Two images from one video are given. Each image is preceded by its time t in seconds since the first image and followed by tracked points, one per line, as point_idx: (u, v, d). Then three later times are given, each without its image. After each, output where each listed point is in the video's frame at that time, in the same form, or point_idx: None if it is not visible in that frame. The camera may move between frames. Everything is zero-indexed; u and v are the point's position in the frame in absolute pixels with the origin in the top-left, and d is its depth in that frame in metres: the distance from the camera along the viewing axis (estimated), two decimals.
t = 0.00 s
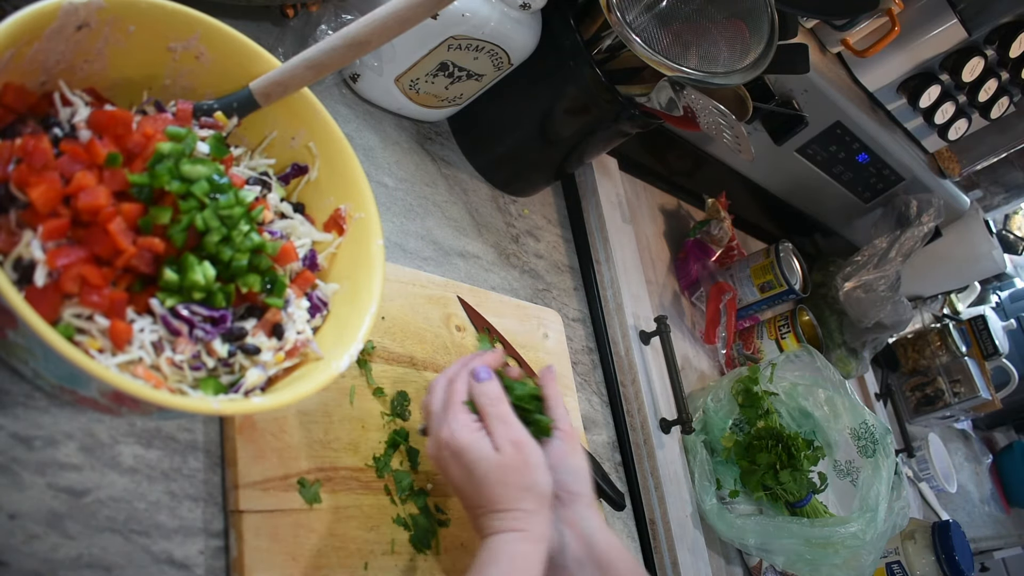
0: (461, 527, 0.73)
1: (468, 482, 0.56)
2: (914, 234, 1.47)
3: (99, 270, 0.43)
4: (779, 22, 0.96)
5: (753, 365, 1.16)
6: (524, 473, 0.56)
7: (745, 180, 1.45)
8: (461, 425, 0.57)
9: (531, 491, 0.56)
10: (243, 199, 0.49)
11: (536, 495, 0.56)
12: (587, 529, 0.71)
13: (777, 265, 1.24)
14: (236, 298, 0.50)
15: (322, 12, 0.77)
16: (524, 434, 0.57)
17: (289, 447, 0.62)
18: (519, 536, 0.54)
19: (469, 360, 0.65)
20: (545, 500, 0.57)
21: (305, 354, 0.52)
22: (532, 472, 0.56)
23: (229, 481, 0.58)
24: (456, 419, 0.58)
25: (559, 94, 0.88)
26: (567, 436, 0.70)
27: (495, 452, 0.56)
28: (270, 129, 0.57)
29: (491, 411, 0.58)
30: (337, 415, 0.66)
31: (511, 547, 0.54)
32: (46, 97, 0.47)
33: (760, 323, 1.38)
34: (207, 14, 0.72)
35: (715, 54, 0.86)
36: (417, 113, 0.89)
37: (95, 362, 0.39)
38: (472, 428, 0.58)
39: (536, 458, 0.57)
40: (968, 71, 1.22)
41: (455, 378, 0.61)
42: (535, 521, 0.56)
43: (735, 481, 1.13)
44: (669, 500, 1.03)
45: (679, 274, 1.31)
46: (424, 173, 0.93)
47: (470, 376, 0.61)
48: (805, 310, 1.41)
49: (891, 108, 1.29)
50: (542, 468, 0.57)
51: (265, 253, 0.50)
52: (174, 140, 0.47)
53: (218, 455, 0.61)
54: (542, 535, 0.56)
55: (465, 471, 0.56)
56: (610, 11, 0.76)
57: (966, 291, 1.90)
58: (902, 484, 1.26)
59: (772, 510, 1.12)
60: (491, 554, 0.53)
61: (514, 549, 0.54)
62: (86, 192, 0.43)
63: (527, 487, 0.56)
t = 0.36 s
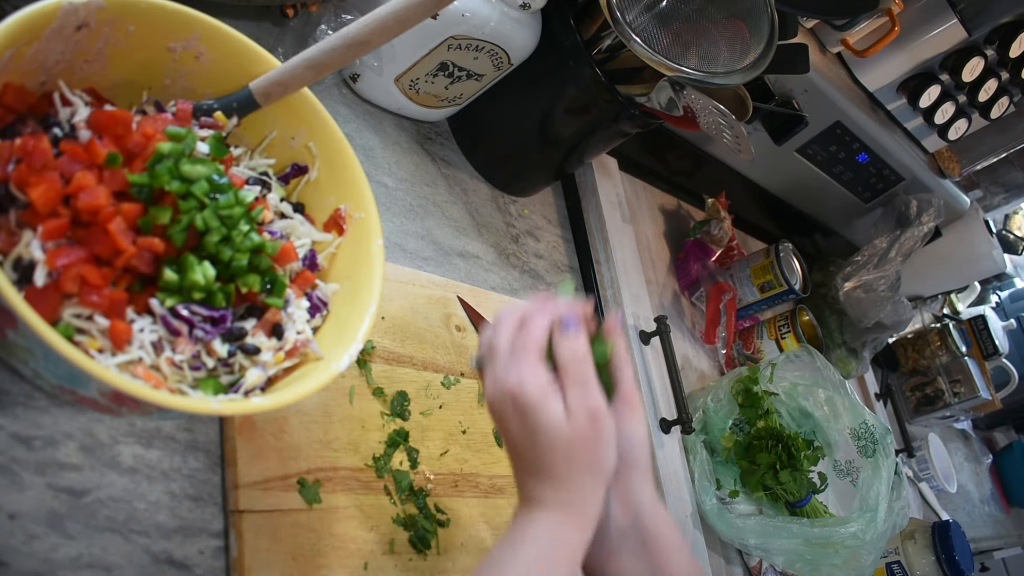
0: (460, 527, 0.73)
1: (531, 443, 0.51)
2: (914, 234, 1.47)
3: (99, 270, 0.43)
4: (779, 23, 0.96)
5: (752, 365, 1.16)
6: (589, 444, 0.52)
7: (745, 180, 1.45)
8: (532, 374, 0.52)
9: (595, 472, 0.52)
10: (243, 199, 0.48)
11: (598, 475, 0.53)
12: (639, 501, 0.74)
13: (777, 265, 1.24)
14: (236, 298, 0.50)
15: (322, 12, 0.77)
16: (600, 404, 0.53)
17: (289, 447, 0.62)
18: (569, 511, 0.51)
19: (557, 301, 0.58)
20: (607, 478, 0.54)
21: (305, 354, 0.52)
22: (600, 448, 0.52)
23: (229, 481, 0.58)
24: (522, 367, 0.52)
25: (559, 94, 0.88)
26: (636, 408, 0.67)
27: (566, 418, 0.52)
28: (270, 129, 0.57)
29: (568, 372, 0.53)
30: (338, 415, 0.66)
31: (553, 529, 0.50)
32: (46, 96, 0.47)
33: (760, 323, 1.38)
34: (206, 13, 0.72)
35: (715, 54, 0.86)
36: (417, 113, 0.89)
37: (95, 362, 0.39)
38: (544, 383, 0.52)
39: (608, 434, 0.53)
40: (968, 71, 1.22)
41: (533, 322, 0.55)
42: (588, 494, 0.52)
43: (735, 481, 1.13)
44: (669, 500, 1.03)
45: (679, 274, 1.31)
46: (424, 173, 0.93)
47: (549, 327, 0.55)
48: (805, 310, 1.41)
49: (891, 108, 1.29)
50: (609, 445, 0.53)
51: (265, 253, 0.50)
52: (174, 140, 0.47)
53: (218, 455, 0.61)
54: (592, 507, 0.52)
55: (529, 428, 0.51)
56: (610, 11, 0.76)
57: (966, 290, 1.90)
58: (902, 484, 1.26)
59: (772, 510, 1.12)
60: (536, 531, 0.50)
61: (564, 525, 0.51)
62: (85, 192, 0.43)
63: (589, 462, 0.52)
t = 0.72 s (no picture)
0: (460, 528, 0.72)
1: (422, 216, 0.45)
2: (914, 234, 1.47)
3: (99, 270, 0.44)
4: (779, 23, 0.96)
5: (752, 365, 1.17)
6: (494, 226, 0.47)
7: (745, 180, 1.45)
8: (412, 122, 0.45)
9: (496, 250, 0.47)
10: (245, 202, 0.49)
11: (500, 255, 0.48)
12: (559, 299, 0.68)
13: (777, 265, 1.24)
14: (235, 297, 0.50)
15: (322, 13, 0.77)
16: (503, 166, 0.48)
17: (289, 447, 0.62)
18: (476, 307, 0.46)
19: (435, 28, 0.51)
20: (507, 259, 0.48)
21: (305, 354, 0.52)
22: (504, 222, 0.47)
23: (229, 481, 0.58)
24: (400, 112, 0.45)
25: (559, 94, 0.88)
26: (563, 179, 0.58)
27: (460, 177, 0.46)
28: (270, 129, 0.57)
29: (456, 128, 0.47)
30: (338, 414, 0.66)
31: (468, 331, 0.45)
32: (45, 96, 0.46)
33: (760, 323, 1.38)
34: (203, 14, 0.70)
35: (715, 54, 0.86)
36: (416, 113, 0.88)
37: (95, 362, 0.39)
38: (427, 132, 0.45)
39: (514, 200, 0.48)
40: (968, 71, 1.22)
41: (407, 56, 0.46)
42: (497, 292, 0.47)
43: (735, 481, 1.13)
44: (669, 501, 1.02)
45: (679, 274, 1.31)
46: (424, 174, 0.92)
47: (430, 66, 0.47)
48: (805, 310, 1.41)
49: (891, 108, 1.29)
50: (515, 219, 0.48)
51: (265, 253, 0.50)
52: (174, 140, 0.47)
53: (218, 455, 0.61)
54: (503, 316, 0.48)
55: (409, 197, 0.45)
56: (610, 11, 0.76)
57: (966, 291, 1.90)
58: (902, 483, 1.26)
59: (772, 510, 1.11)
60: (438, 329, 0.45)
61: (473, 322, 0.46)
62: (85, 192, 0.43)
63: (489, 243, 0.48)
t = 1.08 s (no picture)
0: (461, 528, 0.72)
1: (91, 177, 0.36)
2: (914, 234, 1.47)
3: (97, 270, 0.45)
4: (778, 23, 0.96)
5: (752, 365, 1.17)
6: (177, 209, 0.38)
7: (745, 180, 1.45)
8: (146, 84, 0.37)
9: (164, 232, 0.38)
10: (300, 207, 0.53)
11: (164, 235, 0.38)
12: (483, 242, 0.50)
13: (777, 265, 1.23)
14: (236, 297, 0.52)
15: (322, 12, 0.77)
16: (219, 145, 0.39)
17: (289, 447, 0.62)
18: (118, 286, 0.36)
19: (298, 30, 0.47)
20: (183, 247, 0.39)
21: (304, 354, 0.53)
22: (181, 197, 0.38)
23: (229, 481, 0.58)
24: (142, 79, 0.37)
25: (559, 94, 0.88)
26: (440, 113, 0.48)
27: (153, 137, 0.37)
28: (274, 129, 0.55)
29: (190, 99, 0.36)
30: (338, 415, 0.67)
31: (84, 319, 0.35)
32: (45, 95, 0.47)
33: (760, 323, 1.38)
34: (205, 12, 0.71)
35: (715, 54, 0.86)
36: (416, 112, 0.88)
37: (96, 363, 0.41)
38: (153, 97, 0.37)
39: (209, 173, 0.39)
40: (968, 71, 1.22)
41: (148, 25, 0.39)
42: (144, 275, 0.37)
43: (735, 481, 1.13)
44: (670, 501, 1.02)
45: (679, 274, 1.31)
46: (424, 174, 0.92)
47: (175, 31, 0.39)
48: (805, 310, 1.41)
49: (891, 108, 1.30)
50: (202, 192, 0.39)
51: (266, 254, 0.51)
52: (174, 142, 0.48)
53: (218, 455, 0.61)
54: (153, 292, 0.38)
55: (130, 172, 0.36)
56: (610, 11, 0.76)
57: (966, 290, 1.90)
58: (902, 484, 1.26)
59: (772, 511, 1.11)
60: (80, 314, 0.35)
61: (122, 301, 0.36)
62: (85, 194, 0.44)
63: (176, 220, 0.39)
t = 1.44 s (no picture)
0: (461, 527, 0.72)
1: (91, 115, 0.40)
2: (914, 234, 1.47)
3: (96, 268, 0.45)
4: (779, 23, 0.95)
5: (753, 365, 1.16)
6: (169, 139, 0.40)
7: (745, 180, 1.45)
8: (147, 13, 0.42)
9: (157, 162, 0.40)
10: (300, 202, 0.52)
11: (158, 167, 0.40)
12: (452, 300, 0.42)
13: (777, 265, 1.23)
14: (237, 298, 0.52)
15: (322, 12, 0.77)
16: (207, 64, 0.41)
17: (288, 447, 0.62)
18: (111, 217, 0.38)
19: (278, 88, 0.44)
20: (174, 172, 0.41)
21: (304, 354, 0.52)
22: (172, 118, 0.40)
23: (228, 481, 0.58)
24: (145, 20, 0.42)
25: (559, 94, 0.88)
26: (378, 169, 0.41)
27: (136, 67, 0.40)
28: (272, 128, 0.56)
29: (165, 25, 0.40)
30: (338, 414, 0.67)
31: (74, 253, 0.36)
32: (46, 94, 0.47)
33: (760, 323, 1.38)
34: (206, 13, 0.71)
35: (715, 54, 0.86)
36: (417, 113, 0.88)
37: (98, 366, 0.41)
38: (146, 29, 0.42)
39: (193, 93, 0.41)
40: (968, 71, 1.22)
41: None
42: (134, 205, 0.39)
43: (735, 481, 1.13)
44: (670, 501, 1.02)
45: (679, 274, 1.31)
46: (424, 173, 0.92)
47: None
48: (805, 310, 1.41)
49: (891, 108, 1.30)
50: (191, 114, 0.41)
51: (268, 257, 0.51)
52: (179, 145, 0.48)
53: (218, 455, 0.61)
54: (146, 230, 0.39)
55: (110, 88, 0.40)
56: (610, 11, 0.76)
57: (966, 290, 1.90)
58: (902, 484, 1.26)
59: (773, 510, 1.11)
60: (72, 247, 0.36)
61: (113, 234, 0.37)
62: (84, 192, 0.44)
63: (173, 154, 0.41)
